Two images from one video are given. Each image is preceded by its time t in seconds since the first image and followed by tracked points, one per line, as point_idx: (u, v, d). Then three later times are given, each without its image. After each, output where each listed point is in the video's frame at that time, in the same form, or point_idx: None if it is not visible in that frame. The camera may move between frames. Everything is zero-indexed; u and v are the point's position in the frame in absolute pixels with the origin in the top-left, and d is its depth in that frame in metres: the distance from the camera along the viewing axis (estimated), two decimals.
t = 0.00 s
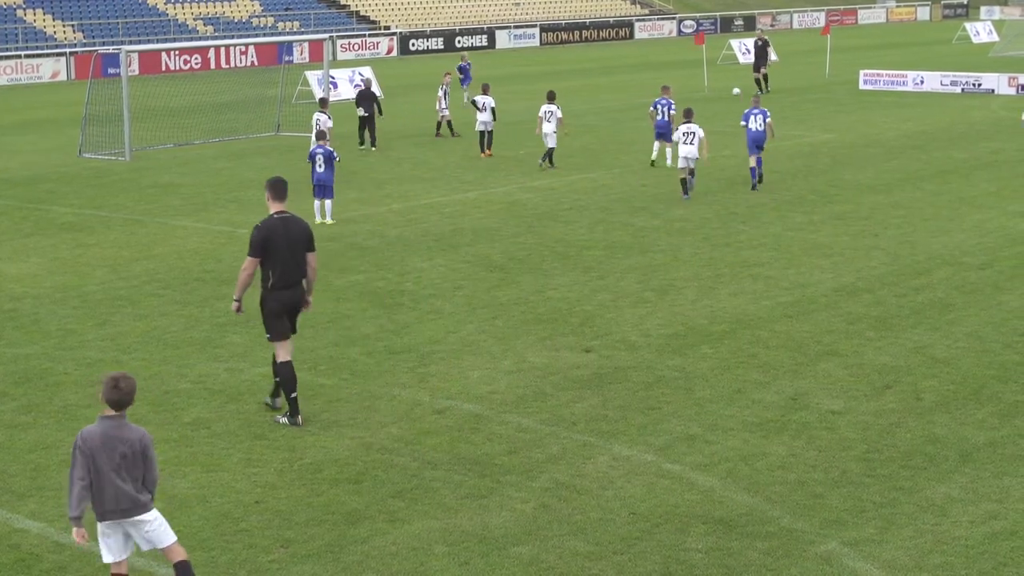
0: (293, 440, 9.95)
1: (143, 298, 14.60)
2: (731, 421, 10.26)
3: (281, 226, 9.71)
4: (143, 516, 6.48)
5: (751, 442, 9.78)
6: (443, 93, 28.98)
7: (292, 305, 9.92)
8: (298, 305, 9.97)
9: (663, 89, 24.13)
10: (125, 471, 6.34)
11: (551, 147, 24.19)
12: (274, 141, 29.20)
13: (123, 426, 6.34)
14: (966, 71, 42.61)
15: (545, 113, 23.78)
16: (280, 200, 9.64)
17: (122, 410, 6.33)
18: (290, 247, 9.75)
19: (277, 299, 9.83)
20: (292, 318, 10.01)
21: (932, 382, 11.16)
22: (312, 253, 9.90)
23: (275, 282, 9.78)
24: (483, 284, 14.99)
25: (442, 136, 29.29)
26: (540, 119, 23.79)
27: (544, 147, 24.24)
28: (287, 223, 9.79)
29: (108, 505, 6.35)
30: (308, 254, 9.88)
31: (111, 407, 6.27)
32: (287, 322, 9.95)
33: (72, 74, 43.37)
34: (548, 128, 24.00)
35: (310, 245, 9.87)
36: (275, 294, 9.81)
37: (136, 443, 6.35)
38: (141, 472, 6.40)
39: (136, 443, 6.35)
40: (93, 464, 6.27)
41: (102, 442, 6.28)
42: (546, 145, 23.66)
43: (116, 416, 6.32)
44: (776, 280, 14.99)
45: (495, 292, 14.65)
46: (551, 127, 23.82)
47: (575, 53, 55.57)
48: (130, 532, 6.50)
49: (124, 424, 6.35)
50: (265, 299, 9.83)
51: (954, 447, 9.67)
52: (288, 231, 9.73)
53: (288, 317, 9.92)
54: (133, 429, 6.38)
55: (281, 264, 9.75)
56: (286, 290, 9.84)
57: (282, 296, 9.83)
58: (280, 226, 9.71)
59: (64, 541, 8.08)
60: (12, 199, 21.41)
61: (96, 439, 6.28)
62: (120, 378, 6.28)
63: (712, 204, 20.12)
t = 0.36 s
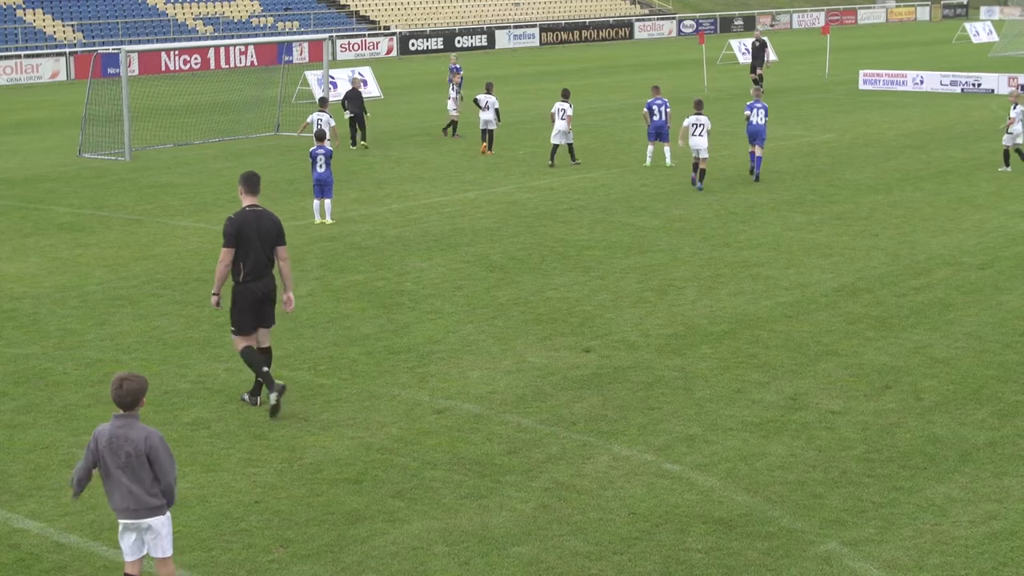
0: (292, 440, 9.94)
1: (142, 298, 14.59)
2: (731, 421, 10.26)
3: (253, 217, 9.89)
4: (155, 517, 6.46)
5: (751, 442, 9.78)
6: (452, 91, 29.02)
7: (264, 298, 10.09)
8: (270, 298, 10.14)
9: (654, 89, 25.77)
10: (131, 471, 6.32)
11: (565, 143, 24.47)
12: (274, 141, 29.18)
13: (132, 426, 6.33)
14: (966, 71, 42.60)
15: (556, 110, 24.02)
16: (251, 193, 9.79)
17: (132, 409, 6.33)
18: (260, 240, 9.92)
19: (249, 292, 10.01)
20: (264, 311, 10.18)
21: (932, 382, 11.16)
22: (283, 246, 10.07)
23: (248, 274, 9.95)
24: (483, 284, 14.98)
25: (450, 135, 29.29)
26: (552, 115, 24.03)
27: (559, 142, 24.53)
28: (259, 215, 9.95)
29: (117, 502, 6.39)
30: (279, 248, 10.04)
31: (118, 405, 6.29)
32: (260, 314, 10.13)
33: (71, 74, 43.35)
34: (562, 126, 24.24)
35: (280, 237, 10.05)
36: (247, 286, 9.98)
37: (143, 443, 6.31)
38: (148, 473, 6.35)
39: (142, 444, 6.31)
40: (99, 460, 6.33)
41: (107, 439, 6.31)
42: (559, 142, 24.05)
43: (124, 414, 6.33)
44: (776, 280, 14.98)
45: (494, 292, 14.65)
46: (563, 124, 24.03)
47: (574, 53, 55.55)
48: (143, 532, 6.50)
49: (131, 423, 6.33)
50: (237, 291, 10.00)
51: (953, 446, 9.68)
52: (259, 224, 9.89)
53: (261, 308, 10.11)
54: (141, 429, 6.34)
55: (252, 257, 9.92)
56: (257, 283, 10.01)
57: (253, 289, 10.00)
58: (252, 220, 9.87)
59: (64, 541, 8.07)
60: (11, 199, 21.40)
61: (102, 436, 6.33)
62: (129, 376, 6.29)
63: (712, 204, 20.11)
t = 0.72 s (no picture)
0: (292, 440, 9.95)
1: (142, 298, 14.59)
2: (731, 421, 10.26)
3: (227, 214, 10.11)
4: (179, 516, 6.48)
5: (751, 442, 9.78)
6: (464, 89, 29.09)
7: (241, 290, 10.36)
8: (247, 291, 10.40)
9: (654, 89, 25.58)
10: (164, 470, 6.33)
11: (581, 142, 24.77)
12: (274, 141, 29.18)
13: (163, 423, 6.34)
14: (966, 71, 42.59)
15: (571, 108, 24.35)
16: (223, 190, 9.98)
17: (162, 407, 6.34)
18: (235, 234, 10.15)
19: (229, 286, 10.25)
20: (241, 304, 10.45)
21: (931, 382, 11.16)
22: (256, 239, 10.33)
23: (226, 269, 10.19)
24: (483, 284, 14.98)
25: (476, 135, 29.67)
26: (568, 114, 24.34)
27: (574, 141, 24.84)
28: (231, 211, 10.17)
29: (144, 503, 6.36)
30: (253, 241, 10.31)
31: (151, 403, 6.29)
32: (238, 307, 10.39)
33: (71, 74, 43.34)
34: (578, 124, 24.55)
35: (254, 230, 10.31)
36: (227, 281, 10.23)
37: (177, 441, 6.35)
38: (180, 471, 6.39)
39: (176, 442, 6.35)
40: (129, 462, 6.27)
41: (141, 439, 6.28)
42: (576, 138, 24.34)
43: (153, 413, 6.32)
44: (776, 280, 14.98)
45: (494, 292, 14.65)
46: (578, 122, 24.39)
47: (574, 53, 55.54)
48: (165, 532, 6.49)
49: (163, 422, 6.34)
50: (217, 287, 10.23)
51: (953, 446, 9.68)
52: (233, 220, 10.11)
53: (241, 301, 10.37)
54: (174, 426, 6.38)
55: (229, 252, 10.16)
56: (235, 277, 10.27)
57: (232, 283, 10.25)
58: (225, 216, 10.08)
59: (64, 541, 8.07)
60: (11, 199, 21.39)
61: (134, 437, 6.28)
62: (160, 375, 6.30)
63: (712, 204, 20.11)
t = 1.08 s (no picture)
0: (292, 440, 9.95)
1: (142, 298, 14.59)
2: (731, 421, 10.26)
3: (191, 208, 10.29)
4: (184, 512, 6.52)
5: (751, 442, 9.78)
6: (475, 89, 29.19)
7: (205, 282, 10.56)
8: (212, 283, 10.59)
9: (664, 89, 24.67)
10: (174, 466, 6.37)
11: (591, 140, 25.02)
12: (274, 141, 29.17)
13: (168, 420, 6.37)
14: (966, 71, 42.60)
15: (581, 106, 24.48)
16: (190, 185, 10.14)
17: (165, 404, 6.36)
18: (200, 228, 10.34)
19: (193, 278, 10.46)
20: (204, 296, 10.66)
21: (932, 382, 11.16)
22: (222, 233, 10.51)
23: (190, 261, 10.40)
24: (483, 284, 14.98)
25: (476, 135, 29.63)
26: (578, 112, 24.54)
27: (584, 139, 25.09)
28: (197, 205, 10.35)
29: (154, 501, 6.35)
30: (219, 235, 10.49)
31: (157, 401, 6.30)
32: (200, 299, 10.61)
33: (71, 74, 43.34)
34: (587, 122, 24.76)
35: (219, 224, 10.48)
36: (191, 273, 10.43)
37: (184, 435, 6.40)
38: (187, 466, 6.45)
39: (183, 437, 6.40)
40: (142, 460, 6.24)
41: (153, 438, 6.28)
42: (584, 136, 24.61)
43: (157, 410, 6.33)
44: (776, 280, 14.98)
45: (495, 292, 14.64)
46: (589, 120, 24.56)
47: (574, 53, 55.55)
48: (170, 531, 6.49)
49: (169, 419, 6.36)
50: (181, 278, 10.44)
51: (953, 446, 9.68)
52: (198, 213, 10.31)
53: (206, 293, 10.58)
54: (177, 421, 6.42)
55: (193, 244, 10.36)
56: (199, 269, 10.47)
57: (196, 275, 10.45)
58: (191, 209, 10.28)
59: (64, 541, 8.07)
60: (11, 199, 21.40)
61: (144, 435, 6.26)
62: (163, 371, 6.33)
63: (711, 204, 20.11)
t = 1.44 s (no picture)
0: (293, 440, 9.95)
1: (142, 298, 14.59)
2: (731, 421, 10.26)
3: (166, 207, 10.42)
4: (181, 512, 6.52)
5: (751, 442, 9.78)
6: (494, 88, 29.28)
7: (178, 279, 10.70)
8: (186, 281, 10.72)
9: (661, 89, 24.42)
10: (168, 467, 6.37)
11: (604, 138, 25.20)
12: (273, 141, 29.16)
13: (162, 420, 6.37)
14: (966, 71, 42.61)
15: (596, 105, 24.56)
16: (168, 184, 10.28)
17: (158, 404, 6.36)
18: (174, 226, 10.47)
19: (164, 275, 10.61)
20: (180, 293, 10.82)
21: (932, 382, 11.16)
22: (197, 234, 10.58)
23: (162, 258, 10.56)
24: (483, 284, 14.98)
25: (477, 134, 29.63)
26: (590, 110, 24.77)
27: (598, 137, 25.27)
28: (174, 205, 10.48)
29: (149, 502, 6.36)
30: (193, 235, 10.57)
31: (149, 402, 6.30)
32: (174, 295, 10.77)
33: (71, 74, 43.33)
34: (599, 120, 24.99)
35: (196, 225, 10.57)
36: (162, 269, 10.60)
37: (177, 435, 6.39)
38: (181, 467, 6.44)
39: (177, 437, 6.39)
40: (135, 462, 6.26)
41: (145, 439, 6.29)
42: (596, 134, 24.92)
43: (150, 411, 6.33)
44: (776, 280, 14.98)
45: (495, 292, 14.64)
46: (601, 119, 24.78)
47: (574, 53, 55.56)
48: (167, 531, 6.50)
49: (162, 419, 6.36)
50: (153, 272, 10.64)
51: (953, 446, 9.68)
52: (172, 212, 10.43)
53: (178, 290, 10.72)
54: (171, 422, 6.41)
55: (165, 242, 10.49)
56: (172, 266, 10.64)
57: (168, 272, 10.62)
58: (165, 208, 10.41)
59: (64, 541, 8.07)
60: (11, 199, 21.40)
61: (136, 437, 6.28)
62: (155, 372, 6.32)
63: (711, 204, 20.11)
